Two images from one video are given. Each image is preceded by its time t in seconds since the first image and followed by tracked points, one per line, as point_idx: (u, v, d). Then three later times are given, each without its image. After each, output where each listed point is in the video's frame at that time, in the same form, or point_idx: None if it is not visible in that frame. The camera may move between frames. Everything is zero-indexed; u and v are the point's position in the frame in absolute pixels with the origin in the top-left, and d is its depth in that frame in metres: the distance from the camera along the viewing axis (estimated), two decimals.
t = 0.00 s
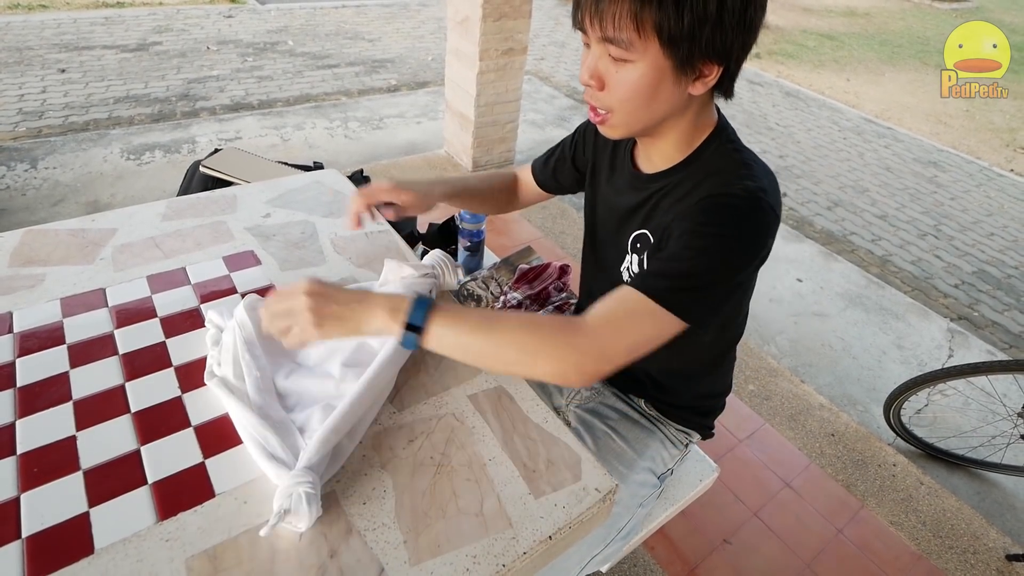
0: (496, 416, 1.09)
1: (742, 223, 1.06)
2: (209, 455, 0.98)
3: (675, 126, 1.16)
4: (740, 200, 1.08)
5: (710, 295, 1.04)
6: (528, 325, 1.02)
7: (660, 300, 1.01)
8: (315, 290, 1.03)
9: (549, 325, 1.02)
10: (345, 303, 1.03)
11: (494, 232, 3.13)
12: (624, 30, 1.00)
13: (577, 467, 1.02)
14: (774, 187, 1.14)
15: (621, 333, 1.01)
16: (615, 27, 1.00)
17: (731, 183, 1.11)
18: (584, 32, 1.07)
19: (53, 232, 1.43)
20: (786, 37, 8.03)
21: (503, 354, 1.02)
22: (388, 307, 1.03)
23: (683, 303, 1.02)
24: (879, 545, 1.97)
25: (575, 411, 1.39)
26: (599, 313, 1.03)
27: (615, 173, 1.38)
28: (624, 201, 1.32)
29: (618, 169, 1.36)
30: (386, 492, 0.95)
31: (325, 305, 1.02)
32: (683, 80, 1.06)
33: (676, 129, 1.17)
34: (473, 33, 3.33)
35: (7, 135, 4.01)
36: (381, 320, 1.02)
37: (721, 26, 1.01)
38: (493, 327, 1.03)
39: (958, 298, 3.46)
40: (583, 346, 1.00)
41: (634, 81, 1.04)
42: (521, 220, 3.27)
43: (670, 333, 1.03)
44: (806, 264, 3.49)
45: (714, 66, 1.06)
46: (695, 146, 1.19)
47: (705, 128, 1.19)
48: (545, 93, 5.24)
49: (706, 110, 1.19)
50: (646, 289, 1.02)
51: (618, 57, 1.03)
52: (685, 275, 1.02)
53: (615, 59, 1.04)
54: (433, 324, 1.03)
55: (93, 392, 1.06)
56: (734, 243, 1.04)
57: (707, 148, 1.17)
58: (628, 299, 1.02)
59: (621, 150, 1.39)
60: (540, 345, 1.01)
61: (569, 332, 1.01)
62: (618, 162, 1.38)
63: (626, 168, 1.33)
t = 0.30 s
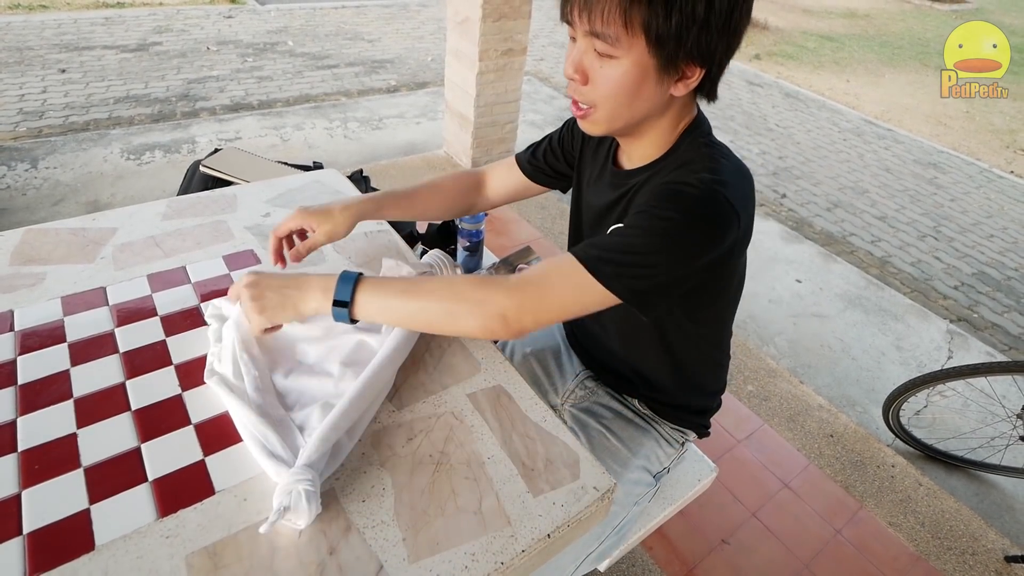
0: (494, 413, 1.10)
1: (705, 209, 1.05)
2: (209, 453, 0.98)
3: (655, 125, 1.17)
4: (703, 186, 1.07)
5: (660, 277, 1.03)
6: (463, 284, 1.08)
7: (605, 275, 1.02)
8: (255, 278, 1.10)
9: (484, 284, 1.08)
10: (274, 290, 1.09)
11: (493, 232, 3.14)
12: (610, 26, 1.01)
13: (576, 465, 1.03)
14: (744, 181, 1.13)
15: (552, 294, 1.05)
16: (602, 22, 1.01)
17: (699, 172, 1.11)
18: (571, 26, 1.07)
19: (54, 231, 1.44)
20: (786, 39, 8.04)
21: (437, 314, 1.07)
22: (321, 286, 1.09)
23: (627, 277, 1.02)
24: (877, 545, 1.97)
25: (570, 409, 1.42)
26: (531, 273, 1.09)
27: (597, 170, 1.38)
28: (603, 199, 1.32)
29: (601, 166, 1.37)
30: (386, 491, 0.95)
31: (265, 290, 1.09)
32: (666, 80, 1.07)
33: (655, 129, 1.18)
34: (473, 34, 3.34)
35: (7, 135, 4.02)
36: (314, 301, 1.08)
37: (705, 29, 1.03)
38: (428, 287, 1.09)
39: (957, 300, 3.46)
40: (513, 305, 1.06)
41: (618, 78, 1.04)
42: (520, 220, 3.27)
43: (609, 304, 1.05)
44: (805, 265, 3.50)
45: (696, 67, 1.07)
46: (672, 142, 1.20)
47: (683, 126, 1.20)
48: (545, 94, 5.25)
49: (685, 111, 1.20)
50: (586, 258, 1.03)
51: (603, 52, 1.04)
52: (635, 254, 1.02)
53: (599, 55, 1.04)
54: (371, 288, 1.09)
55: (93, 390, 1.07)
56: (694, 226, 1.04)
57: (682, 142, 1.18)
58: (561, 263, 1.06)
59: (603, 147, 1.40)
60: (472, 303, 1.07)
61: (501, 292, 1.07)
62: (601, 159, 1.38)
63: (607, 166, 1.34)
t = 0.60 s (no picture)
0: (496, 410, 1.10)
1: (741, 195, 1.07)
2: (213, 448, 0.99)
3: (657, 120, 1.17)
4: (732, 174, 1.09)
5: (724, 266, 1.03)
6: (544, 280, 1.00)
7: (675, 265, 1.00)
8: (321, 216, 1.01)
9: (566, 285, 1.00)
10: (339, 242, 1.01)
11: (496, 231, 3.14)
12: (609, 22, 1.01)
13: (577, 462, 1.03)
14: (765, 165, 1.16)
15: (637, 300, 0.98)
16: (600, 19, 1.01)
17: (721, 162, 1.12)
18: (568, 25, 1.07)
19: (59, 228, 1.44)
20: (789, 37, 8.03)
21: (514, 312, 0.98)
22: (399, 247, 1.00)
23: (691, 270, 1.00)
24: (879, 544, 1.97)
25: (573, 408, 1.43)
26: (616, 281, 1.00)
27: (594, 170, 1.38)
28: (609, 201, 1.32)
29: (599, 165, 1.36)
30: (388, 487, 0.96)
31: (328, 240, 1.01)
32: (667, 74, 1.07)
33: (656, 124, 1.18)
34: (475, 33, 3.34)
35: (12, 134, 4.04)
36: (389, 264, 1.01)
37: (702, 20, 1.04)
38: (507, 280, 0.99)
39: (961, 299, 3.45)
40: (601, 314, 0.97)
41: (618, 74, 1.04)
42: (523, 219, 3.28)
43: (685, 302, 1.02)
44: (808, 264, 3.49)
45: (695, 60, 1.08)
46: (679, 136, 1.20)
47: (686, 120, 1.21)
48: (547, 93, 5.25)
49: (685, 106, 1.21)
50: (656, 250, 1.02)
51: (602, 49, 1.04)
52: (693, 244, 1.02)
53: (599, 52, 1.04)
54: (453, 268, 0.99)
55: (99, 385, 1.07)
56: (742, 211, 1.06)
57: (692, 135, 1.19)
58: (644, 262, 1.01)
59: (596, 151, 1.40)
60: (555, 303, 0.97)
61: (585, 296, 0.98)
62: (592, 164, 1.39)
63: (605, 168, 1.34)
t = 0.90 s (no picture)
0: (497, 410, 1.10)
1: (768, 200, 1.08)
2: (215, 449, 0.99)
3: (669, 121, 1.17)
4: (757, 178, 1.10)
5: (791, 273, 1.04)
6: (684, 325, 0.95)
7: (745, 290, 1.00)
8: (488, 249, 0.91)
9: (708, 330, 0.96)
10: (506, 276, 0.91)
11: (497, 232, 3.15)
12: (623, 24, 1.01)
13: (578, 463, 1.03)
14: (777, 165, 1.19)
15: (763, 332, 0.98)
16: (614, 21, 1.02)
17: (743, 165, 1.13)
18: (580, 28, 1.07)
19: (63, 230, 1.45)
20: (790, 39, 8.04)
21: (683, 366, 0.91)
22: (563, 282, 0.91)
23: (764, 285, 1.00)
24: (882, 546, 1.97)
25: (576, 410, 1.41)
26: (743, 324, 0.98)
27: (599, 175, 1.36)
28: (619, 205, 1.30)
29: (604, 170, 1.35)
30: (390, 487, 0.96)
31: (497, 277, 0.90)
32: (680, 73, 1.08)
33: (668, 124, 1.18)
34: (477, 35, 3.35)
35: (16, 136, 4.05)
36: (563, 310, 0.89)
37: (715, 20, 1.05)
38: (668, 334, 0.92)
39: (963, 300, 3.45)
40: (755, 354, 0.95)
41: (632, 75, 1.05)
42: (524, 220, 3.28)
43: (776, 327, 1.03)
44: (809, 265, 3.49)
45: (708, 58, 1.09)
46: (692, 137, 1.20)
47: (697, 121, 1.21)
48: (549, 95, 5.26)
49: (694, 107, 1.21)
50: (733, 287, 1.01)
51: (615, 51, 1.04)
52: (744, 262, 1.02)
53: (613, 54, 1.04)
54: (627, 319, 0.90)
55: (102, 386, 1.08)
56: (788, 214, 1.07)
57: (704, 136, 1.19)
58: (734, 298, 1.00)
59: (599, 156, 1.38)
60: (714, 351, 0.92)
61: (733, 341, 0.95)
62: (597, 168, 1.37)
63: (613, 172, 1.32)
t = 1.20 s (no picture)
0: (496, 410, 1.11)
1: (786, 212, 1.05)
2: (216, 449, 0.99)
3: (681, 124, 1.15)
4: (773, 188, 1.08)
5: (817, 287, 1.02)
6: (745, 398, 0.93)
7: (778, 319, 0.98)
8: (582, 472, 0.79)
9: (761, 393, 0.94)
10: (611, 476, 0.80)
11: (497, 233, 3.15)
12: (632, 31, 1.00)
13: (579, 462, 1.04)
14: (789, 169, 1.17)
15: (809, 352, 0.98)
16: (624, 28, 1.01)
17: (758, 173, 1.11)
18: (589, 37, 1.06)
19: (62, 231, 1.45)
20: (790, 40, 8.05)
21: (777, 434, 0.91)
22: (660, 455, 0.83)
23: (794, 308, 0.97)
24: (880, 545, 1.97)
25: (576, 410, 1.43)
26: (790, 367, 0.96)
27: (608, 177, 1.35)
28: (627, 207, 1.29)
29: (614, 172, 1.33)
30: (390, 486, 0.96)
31: (610, 492, 0.80)
32: (691, 76, 1.06)
33: (680, 127, 1.16)
34: (477, 36, 3.36)
35: (15, 137, 4.06)
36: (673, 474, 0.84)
37: (726, 21, 1.03)
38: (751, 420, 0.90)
39: (962, 301, 3.45)
40: (810, 386, 0.95)
41: (643, 81, 1.04)
42: (524, 221, 3.28)
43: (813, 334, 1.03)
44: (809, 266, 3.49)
45: (719, 59, 1.06)
46: (702, 141, 1.18)
47: (708, 123, 1.19)
48: (549, 96, 5.27)
49: (705, 108, 1.19)
50: (774, 321, 0.98)
51: (624, 58, 1.03)
52: (768, 286, 1.01)
53: (623, 62, 1.04)
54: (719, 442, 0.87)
55: (102, 386, 1.08)
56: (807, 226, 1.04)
57: (714, 139, 1.17)
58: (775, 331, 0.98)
59: (606, 157, 1.36)
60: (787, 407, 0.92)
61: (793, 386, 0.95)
62: (607, 169, 1.35)
63: (621, 173, 1.31)
